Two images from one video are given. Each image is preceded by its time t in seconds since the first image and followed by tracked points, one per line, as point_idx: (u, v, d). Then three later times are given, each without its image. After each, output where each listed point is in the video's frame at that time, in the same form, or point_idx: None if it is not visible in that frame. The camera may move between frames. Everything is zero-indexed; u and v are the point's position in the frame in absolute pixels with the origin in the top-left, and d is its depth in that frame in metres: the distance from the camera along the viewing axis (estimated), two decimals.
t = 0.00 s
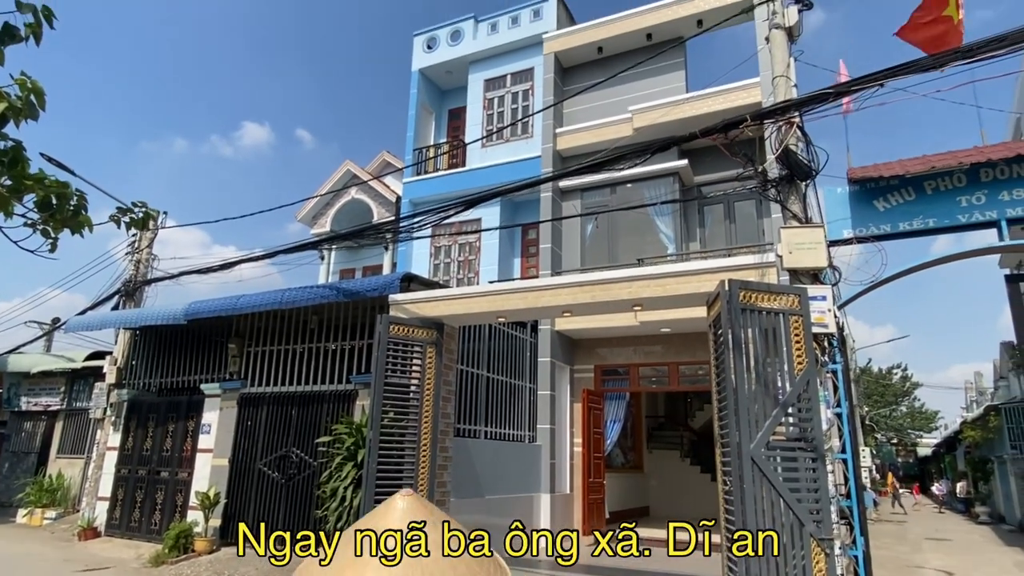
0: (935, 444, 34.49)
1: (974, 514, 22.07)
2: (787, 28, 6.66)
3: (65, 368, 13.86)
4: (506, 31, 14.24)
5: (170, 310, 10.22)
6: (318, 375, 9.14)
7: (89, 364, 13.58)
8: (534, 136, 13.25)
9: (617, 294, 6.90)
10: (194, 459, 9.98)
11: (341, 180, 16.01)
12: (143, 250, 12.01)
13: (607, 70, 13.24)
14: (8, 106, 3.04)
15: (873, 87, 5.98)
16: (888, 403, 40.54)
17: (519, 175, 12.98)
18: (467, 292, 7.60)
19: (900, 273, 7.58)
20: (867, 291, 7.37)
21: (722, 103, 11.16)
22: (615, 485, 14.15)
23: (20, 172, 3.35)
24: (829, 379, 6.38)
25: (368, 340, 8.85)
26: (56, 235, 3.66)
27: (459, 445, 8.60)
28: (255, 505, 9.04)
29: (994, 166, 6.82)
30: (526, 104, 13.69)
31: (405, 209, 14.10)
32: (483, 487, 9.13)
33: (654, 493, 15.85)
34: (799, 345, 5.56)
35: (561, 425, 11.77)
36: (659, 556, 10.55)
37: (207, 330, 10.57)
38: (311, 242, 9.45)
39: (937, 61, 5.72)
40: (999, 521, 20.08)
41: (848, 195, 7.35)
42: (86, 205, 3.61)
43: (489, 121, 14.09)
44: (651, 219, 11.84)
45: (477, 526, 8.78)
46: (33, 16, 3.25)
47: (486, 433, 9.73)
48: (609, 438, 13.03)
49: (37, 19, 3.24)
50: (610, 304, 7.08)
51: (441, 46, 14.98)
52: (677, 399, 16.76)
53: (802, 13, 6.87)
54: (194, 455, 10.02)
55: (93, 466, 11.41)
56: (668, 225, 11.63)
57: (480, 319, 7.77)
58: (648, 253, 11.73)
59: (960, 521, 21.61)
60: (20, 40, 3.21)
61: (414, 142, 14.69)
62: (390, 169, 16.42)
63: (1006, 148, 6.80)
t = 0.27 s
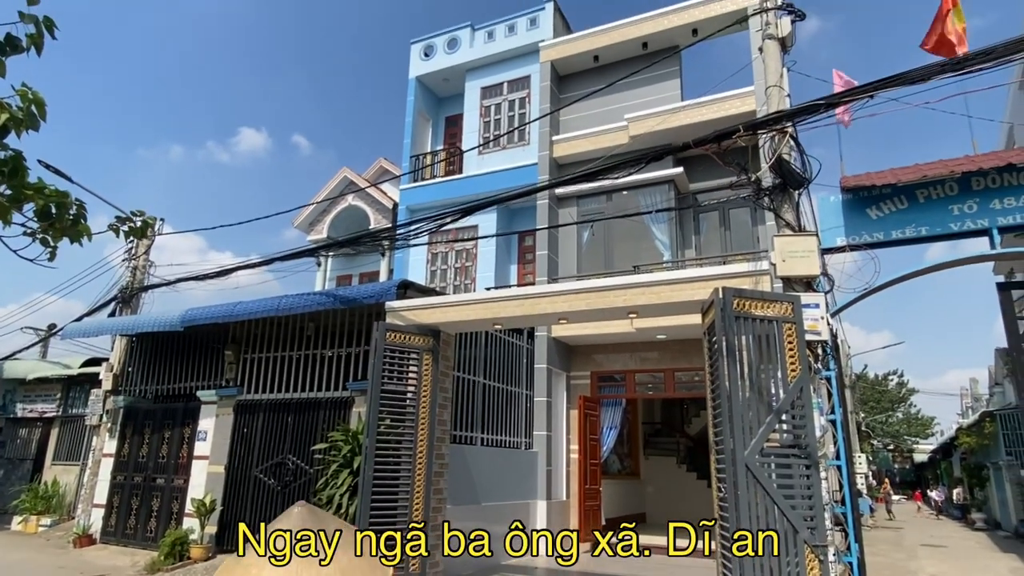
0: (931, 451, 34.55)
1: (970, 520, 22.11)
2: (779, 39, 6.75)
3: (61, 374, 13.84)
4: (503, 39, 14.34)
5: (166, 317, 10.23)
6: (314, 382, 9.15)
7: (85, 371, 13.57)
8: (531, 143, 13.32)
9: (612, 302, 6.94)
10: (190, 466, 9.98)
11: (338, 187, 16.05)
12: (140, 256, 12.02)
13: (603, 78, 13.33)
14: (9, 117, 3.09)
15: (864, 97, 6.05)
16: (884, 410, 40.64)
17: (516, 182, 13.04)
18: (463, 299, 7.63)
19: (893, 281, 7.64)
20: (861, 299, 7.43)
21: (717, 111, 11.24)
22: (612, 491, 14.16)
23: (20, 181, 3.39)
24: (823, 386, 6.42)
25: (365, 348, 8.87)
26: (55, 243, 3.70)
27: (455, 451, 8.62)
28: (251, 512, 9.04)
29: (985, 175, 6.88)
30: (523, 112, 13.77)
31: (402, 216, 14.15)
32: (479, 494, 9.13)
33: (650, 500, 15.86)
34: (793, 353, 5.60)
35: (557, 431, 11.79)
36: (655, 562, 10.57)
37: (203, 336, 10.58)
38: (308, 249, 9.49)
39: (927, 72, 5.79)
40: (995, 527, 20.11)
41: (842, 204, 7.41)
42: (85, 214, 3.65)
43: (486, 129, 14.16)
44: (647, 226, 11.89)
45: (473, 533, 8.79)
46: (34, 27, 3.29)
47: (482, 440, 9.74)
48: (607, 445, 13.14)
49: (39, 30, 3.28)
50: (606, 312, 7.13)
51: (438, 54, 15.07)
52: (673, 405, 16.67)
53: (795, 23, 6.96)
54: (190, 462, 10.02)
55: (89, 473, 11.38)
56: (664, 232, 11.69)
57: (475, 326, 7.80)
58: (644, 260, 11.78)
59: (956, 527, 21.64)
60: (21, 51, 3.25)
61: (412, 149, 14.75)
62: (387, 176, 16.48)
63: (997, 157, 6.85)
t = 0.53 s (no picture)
0: (928, 455, 34.62)
1: (966, 524, 22.16)
2: (774, 48, 6.85)
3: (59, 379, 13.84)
4: (501, 45, 14.42)
5: (165, 321, 10.25)
6: (313, 387, 9.18)
7: (83, 376, 13.58)
8: (528, 149, 13.39)
9: (609, 307, 6.99)
10: (188, 470, 9.99)
11: (336, 192, 16.11)
12: (139, 261, 12.05)
13: (601, 85, 13.42)
14: (15, 128, 3.16)
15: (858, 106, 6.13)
16: (880, 414, 40.72)
17: (514, 188, 13.10)
18: (461, 304, 7.67)
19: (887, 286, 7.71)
20: (855, 305, 7.51)
21: (713, 117, 11.32)
22: (609, 496, 14.20)
23: (25, 190, 3.44)
24: (818, 391, 6.47)
25: (363, 352, 8.92)
26: (58, 251, 3.75)
27: (453, 456, 8.66)
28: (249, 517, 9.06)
29: (977, 182, 6.96)
30: (521, 118, 13.84)
31: (401, 221, 14.20)
32: (477, 498, 9.17)
33: (648, 504, 15.90)
34: (788, 358, 5.67)
35: (555, 436, 11.83)
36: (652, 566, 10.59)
37: (202, 341, 10.61)
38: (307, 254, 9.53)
39: (919, 81, 5.87)
40: (991, 531, 20.17)
41: (836, 210, 7.49)
42: (89, 222, 3.70)
43: (484, 134, 14.23)
44: (644, 232, 11.96)
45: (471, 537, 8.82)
46: (40, 37, 3.33)
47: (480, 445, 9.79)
48: (603, 449, 13.08)
49: (44, 41, 3.32)
50: (603, 318, 7.18)
51: (436, 60, 15.15)
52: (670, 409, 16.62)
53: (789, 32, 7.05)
54: (189, 467, 10.03)
55: (86, 477, 11.38)
56: (661, 237, 11.75)
57: (473, 331, 7.85)
58: (641, 265, 11.85)
59: (953, 531, 21.69)
60: (27, 61, 3.30)
61: (410, 155, 14.82)
62: (385, 181, 16.54)
63: (989, 164, 6.93)
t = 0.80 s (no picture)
0: (924, 457, 34.73)
1: (962, 526, 22.24)
2: (770, 54, 6.94)
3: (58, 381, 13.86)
4: (500, 49, 14.50)
5: (165, 324, 10.30)
6: (312, 389, 9.23)
7: (82, 378, 13.60)
8: (527, 152, 13.46)
9: (607, 311, 7.06)
10: (188, 472, 10.03)
11: (335, 195, 16.17)
12: (138, 264, 12.09)
13: (599, 88, 13.50)
14: (22, 135, 3.21)
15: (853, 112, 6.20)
16: (877, 417, 40.85)
17: (512, 191, 13.17)
18: (460, 307, 7.73)
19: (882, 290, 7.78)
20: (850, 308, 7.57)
21: (710, 121, 11.39)
22: (607, 497, 14.26)
23: (31, 196, 3.49)
24: (814, 394, 6.54)
25: (362, 355, 8.97)
26: (63, 255, 3.80)
27: (452, 458, 8.72)
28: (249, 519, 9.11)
29: (970, 187, 7.05)
30: (519, 121, 13.92)
31: (399, 224, 14.26)
32: (475, 500, 9.23)
33: (645, 506, 15.96)
34: (783, 361, 5.73)
35: (553, 438, 11.89)
36: (651, 567, 10.65)
37: (201, 344, 10.65)
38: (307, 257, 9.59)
39: (913, 88, 5.95)
40: (987, 533, 20.25)
41: (831, 214, 7.56)
42: (94, 227, 3.75)
43: (482, 138, 14.30)
44: (641, 235, 12.03)
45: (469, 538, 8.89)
46: (45, 46, 3.38)
47: (479, 447, 9.84)
48: (601, 451, 13.26)
49: (51, 50, 3.37)
50: (600, 321, 7.24)
51: (435, 63, 15.22)
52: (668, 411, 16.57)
53: (785, 38, 7.13)
54: (188, 468, 10.07)
55: (85, 479, 11.40)
56: (658, 241, 11.83)
57: (472, 334, 7.90)
58: (638, 268, 11.91)
59: (949, 533, 21.78)
60: (33, 69, 3.34)
61: (408, 158, 14.89)
62: (384, 184, 16.61)
63: (981, 170, 7.02)
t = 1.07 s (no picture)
0: (921, 458, 34.81)
1: (959, 527, 22.31)
2: (766, 59, 7.02)
3: (57, 381, 13.90)
4: (499, 51, 14.56)
5: (164, 324, 10.34)
6: (311, 390, 9.28)
7: (81, 378, 13.64)
8: (525, 154, 13.51)
9: (604, 313, 7.11)
10: (187, 472, 10.08)
11: (334, 196, 16.22)
12: (138, 264, 12.13)
13: (597, 91, 13.56)
14: (26, 139, 3.26)
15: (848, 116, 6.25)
16: (875, 418, 40.95)
17: (510, 193, 13.23)
18: (458, 309, 7.78)
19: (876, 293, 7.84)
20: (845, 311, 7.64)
21: (708, 124, 11.45)
22: (604, 498, 14.31)
23: (34, 200, 3.54)
24: (809, 395, 6.59)
25: (361, 355, 9.02)
26: (65, 258, 3.84)
27: (450, 458, 8.77)
28: (248, 519, 9.15)
29: (964, 191, 7.10)
30: (518, 123, 13.97)
31: (398, 225, 14.32)
32: (474, 500, 9.29)
33: (642, 506, 16.02)
34: (778, 363, 5.78)
35: (551, 439, 11.95)
36: (648, 567, 10.71)
37: (200, 344, 10.69)
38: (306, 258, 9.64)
39: (907, 92, 6.00)
40: (983, 534, 20.32)
41: (827, 217, 7.63)
42: (96, 230, 3.79)
43: (481, 140, 14.36)
44: (639, 237, 12.10)
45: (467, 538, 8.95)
46: (49, 53, 3.42)
47: (477, 447, 9.89)
48: (599, 451, 13.31)
49: (54, 56, 3.41)
50: (597, 322, 7.29)
51: (434, 65, 15.28)
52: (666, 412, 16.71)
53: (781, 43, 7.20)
54: (187, 468, 10.11)
55: (85, 479, 11.44)
56: (656, 242, 11.91)
57: (470, 336, 7.95)
58: (636, 270, 11.98)
59: (946, 534, 21.83)
60: (37, 74, 3.38)
61: (407, 159, 14.95)
62: (383, 185, 16.66)
63: (975, 174, 7.07)
